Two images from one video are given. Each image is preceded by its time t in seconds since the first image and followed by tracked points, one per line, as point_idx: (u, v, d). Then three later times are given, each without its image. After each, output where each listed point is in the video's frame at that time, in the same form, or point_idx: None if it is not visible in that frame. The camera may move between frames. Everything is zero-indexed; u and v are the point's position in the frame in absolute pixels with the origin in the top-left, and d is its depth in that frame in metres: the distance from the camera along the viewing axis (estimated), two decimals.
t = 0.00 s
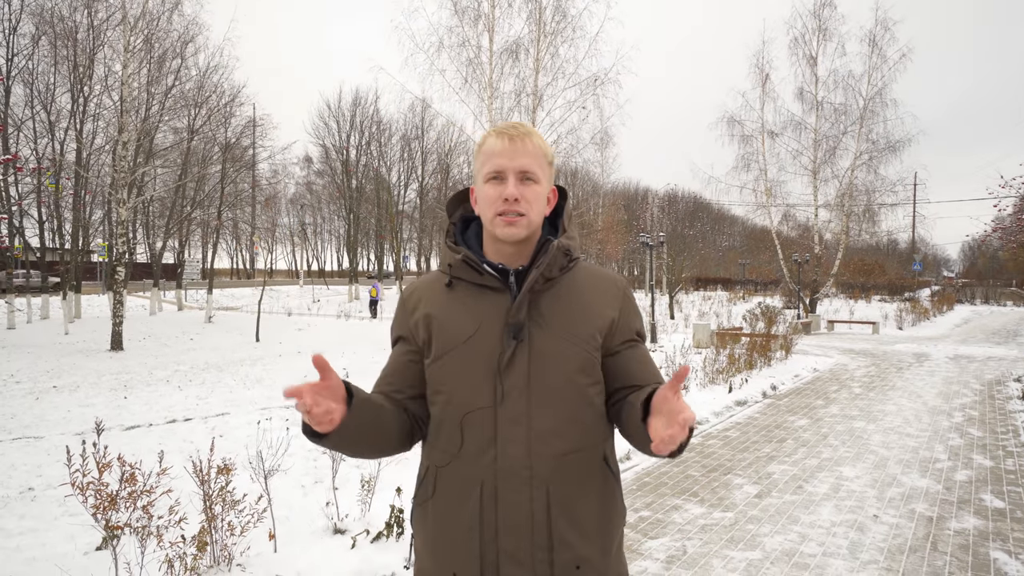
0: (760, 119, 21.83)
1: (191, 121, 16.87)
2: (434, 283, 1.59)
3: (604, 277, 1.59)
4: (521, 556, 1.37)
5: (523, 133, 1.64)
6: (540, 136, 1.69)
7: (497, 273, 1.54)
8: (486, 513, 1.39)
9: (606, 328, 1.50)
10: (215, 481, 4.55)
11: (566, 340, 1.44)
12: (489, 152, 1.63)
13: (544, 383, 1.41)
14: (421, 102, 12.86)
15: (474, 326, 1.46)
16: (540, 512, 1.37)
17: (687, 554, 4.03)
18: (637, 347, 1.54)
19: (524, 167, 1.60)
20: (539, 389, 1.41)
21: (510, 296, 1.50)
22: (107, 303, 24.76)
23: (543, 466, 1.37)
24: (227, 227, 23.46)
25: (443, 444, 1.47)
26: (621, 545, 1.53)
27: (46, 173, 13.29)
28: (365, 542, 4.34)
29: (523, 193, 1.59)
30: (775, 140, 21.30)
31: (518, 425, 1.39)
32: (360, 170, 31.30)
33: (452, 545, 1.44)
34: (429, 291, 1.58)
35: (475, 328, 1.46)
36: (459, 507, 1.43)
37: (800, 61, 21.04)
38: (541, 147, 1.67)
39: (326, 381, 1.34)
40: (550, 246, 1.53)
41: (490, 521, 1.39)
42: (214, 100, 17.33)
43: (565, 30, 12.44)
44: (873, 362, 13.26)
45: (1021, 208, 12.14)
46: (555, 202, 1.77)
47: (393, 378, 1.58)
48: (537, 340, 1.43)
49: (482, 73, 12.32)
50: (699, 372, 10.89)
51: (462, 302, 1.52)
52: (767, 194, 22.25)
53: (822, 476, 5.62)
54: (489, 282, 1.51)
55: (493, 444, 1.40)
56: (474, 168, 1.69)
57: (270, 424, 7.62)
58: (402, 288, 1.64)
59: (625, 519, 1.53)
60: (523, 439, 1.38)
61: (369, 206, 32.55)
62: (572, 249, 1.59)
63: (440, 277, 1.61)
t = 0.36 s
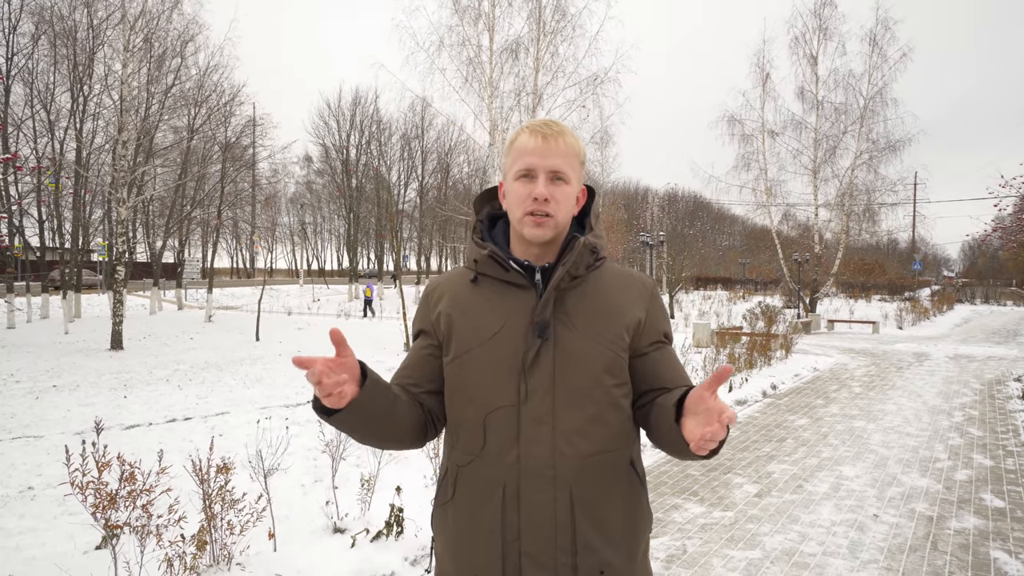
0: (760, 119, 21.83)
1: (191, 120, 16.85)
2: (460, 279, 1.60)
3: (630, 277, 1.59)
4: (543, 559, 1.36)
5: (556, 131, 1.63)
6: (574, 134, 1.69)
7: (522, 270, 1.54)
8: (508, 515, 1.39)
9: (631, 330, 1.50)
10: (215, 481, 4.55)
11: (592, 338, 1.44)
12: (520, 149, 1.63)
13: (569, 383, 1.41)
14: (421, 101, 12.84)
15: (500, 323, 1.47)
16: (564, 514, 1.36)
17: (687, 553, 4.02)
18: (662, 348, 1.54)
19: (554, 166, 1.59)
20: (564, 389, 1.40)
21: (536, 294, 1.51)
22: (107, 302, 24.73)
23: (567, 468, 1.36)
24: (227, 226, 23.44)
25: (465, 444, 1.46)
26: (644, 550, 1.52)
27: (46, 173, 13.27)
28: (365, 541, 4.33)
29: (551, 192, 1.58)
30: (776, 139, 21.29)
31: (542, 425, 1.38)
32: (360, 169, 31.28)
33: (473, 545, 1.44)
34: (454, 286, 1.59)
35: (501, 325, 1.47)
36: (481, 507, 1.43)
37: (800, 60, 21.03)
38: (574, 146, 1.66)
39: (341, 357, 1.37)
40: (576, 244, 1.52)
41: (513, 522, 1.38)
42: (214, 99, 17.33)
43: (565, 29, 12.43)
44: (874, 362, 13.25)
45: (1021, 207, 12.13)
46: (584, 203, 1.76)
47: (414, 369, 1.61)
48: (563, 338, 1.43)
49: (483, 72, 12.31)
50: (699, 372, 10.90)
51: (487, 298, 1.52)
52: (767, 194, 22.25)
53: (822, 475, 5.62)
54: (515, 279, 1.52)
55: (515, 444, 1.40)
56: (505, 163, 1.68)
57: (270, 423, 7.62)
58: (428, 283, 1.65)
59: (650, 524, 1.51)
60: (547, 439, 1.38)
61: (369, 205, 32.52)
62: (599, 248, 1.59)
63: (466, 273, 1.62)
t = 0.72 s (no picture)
0: (760, 117, 21.81)
1: (191, 119, 16.82)
2: (470, 279, 1.61)
3: (642, 275, 1.57)
4: (551, 561, 1.35)
5: (563, 128, 1.62)
6: (581, 129, 1.68)
7: (533, 269, 1.54)
8: (515, 516, 1.38)
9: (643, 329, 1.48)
10: (213, 480, 4.54)
11: (602, 338, 1.43)
12: (527, 147, 1.62)
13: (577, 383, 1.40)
14: (421, 99, 12.81)
15: (509, 322, 1.47)
16: (571, 516, 1.35)
17: (685, 552, 4.01)
18: (673, 349, 1.52)
19: (562, 163, 1.58)
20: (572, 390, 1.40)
21: (546, 293, 1.50)
22: (106, 301, 24.70)
23: (575, 469, 1.35)
24: (226, 225, 23.41)
25: (474, 443, 1.46)
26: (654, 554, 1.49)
27: (46, 172, 13.23)
28: (363, 540, 4.33)
29: (560, 190, 1.57)
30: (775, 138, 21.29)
31: (550, 426, 1.38)
32: (360, 168, 31.27)
33: (480, 545, 1.43)
34: (466, 286, 1.59)
35: (510, 325, 1.46)
36: (489, 507, 1.42)
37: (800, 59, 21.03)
38: (582, 141, 1.64)
39: (349, 364, 1.38)
40: (587, 241, 1.51)
41: (521, 524, 1.37)
42: (213, 97, 17.30)
43: (564, 27, 12.40)
44: (873, 360, 13.26)
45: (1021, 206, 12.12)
46: (595, 199, 1.74)
47: (425, 368, 1.61)
48: (573, 337, 1.42)
49: (482, 70, 12.28)
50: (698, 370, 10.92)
51: (498, 298, 1.52)
52: (767, 192, 22.25)
53: (821, 473, 5.62)
54: (525, 278, 1.51)
55: (524, 445, 1.39)
56: (513, 161, 1.67)
57: (268, 422, 7.61)
58: (439, 282, 1.66)
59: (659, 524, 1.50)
60: (555, 440, 1.37)
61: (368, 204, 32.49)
62: (610, 246, 1.57)
63: (476, 273, 1.62)
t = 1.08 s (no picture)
0: (760, 115, 21.80)
1: (190, 115, 16.78)
2: (476, 270, 1.62)
3: (648, 271, 1.48)
4: (532, 553, 1.33)
5: (543, 122, 1.56)
6: (569, 120, 1.58)
7: (532, 264, 1.52)
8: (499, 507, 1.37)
9: (642, 326, 1.39)
10: (211, 476, 4.52)
11: (596, 336, 1.38)
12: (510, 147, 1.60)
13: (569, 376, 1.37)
14: (420, 96, 12.79)
15: (505, 315, 1.46)
16: (553, 510, 1.32)
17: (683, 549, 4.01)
18: (680, 352, 1.39)
19: (537, 159, 1.52)
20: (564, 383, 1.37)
21: (544, 288, 1.47)
22: (105, 298, 24.66)
23: (560, 463, 1.33)
24: (225, 222, 23.37)
25: (467, 432, 1.47)
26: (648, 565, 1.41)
27: (45, 168, 13.21)
28: (362, 537, 4.32)
29: (534, 189, 1.52)
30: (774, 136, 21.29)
31: (537, 419, 1.36)
32: (360, 165, 31.24)
33: (468, 532, 1.44)
34: (470, 279, 1.60)
35: (506, 318, 1.46)
36: (478, 496, 1.42)
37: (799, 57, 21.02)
38: (569, 134, 1.56)
39: (299, 441, 1.25)
40: (581, 235, 1.45)
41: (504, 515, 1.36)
42: (213, 94, 17.27)
43: (564, 25, 12.37)
44: (871, 358, 13.28)
45: (1020, 204, 12.12)
46: (598, 193, 1.64)
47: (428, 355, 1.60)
48: (565, 331, 1.39)
49: (481, 67, 12.25)
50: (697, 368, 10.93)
51: (497, 293, 1.52)
52: (766, 190, 22.26)
53: (819, 471, 5.62)
54: (521, 272, 1.49)
55: (512, 437, 1.38)
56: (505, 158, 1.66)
57: (267, 419, 7.60)
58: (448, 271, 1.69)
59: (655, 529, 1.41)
60: (541, 433, 1.35)
61: (368, 201, 32.46)
62: (613, 243, 1.50)
63: (481, 267, 1.63)
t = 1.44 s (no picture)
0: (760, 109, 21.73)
1: (188, 110, 16.68)
2: (479, 251, 1.64)
3: (643, 259, 1.41)
4: (504, 533, 1.34)
5: (525, 113, 1.55)
6: (551, 106, 1.54)
7: (525, 250, 1.50)
8: (476, 488, 1.39)
9: (627, 317, 1.35)
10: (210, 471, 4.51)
11: (577, 322, 1.35)
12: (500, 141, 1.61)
13: (548, 362, 1.35)
14: (419, 90, 12.71)
15: (493, 297, 1.47)
16: (524, 494, 1.32)
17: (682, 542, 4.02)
18: (668, 346, 1.34)
19: (518, 151, 1.52)
20: (543, 369, 1.35)
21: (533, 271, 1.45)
22: (104, 293, 24.59)
23: (533, 448, 1.33)
24: (224, 216, 23.29)
25: (454, 412, 1.49)
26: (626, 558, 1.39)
27: (42, 163, 13.09)
28: (361, 531, 4.32)
29: (518, 179, 1.52)
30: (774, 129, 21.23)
31: (513, 404, 1.36)
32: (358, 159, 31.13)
33: (449, 508, 1.47)
34: (471, 260, 1.62)
35: (494, 300, 1.46)
36: (458, 473, 1.45)
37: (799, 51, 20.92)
38: (552, 119, 1.52)
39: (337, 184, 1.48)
40: (566, 219, 1.40)
41: (480, 495, 1.38)
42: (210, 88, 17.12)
43: (563, 18, 12.29)
44: (870, 352, 13.29)
45: (1020, 197, 12.09)
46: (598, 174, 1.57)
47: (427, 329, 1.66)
48: (547, 316, 1.37)
49: (480, 61, 12.17)
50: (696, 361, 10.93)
51: (490, 275, 1.53)
52: (766, 184, 22.21)
53: (818, 464, 5.62)
54: (515, 255, 1.49)
55: (489, 419, 1.39)
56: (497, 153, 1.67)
57: (265, 413, 7.60)
58: (456, 247, 1.72)
59: (634, 522, 1.39)
60: (516, 417, 1.35)
61: (367, 195, 32.38)
62: (605, 227, 1.43)
63: (484, 248, 1.63)
